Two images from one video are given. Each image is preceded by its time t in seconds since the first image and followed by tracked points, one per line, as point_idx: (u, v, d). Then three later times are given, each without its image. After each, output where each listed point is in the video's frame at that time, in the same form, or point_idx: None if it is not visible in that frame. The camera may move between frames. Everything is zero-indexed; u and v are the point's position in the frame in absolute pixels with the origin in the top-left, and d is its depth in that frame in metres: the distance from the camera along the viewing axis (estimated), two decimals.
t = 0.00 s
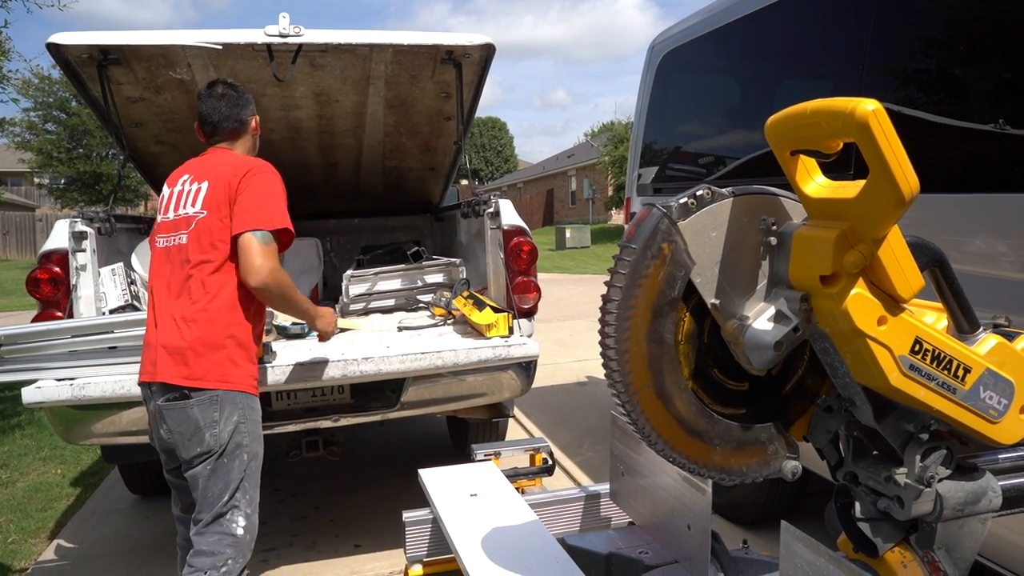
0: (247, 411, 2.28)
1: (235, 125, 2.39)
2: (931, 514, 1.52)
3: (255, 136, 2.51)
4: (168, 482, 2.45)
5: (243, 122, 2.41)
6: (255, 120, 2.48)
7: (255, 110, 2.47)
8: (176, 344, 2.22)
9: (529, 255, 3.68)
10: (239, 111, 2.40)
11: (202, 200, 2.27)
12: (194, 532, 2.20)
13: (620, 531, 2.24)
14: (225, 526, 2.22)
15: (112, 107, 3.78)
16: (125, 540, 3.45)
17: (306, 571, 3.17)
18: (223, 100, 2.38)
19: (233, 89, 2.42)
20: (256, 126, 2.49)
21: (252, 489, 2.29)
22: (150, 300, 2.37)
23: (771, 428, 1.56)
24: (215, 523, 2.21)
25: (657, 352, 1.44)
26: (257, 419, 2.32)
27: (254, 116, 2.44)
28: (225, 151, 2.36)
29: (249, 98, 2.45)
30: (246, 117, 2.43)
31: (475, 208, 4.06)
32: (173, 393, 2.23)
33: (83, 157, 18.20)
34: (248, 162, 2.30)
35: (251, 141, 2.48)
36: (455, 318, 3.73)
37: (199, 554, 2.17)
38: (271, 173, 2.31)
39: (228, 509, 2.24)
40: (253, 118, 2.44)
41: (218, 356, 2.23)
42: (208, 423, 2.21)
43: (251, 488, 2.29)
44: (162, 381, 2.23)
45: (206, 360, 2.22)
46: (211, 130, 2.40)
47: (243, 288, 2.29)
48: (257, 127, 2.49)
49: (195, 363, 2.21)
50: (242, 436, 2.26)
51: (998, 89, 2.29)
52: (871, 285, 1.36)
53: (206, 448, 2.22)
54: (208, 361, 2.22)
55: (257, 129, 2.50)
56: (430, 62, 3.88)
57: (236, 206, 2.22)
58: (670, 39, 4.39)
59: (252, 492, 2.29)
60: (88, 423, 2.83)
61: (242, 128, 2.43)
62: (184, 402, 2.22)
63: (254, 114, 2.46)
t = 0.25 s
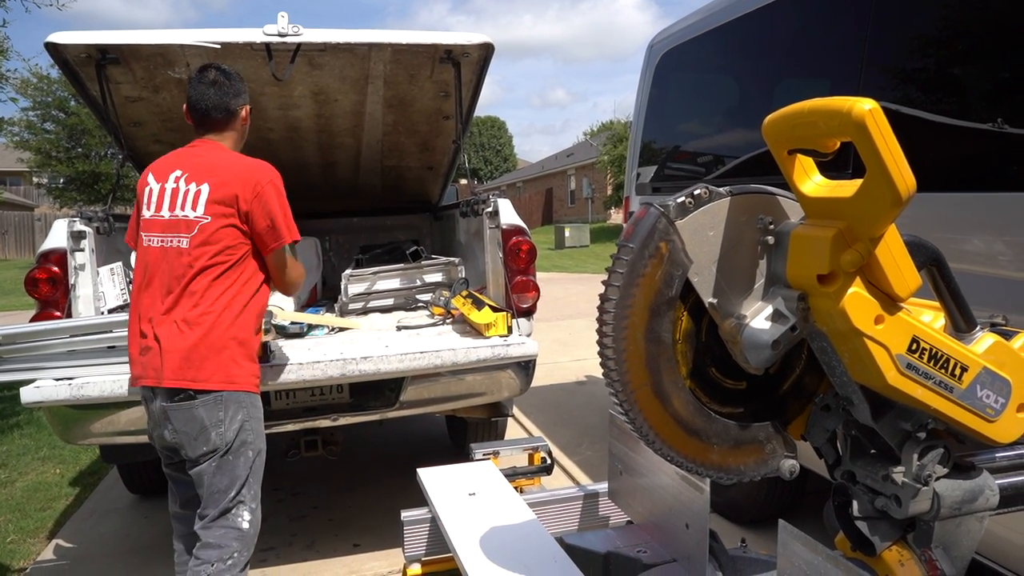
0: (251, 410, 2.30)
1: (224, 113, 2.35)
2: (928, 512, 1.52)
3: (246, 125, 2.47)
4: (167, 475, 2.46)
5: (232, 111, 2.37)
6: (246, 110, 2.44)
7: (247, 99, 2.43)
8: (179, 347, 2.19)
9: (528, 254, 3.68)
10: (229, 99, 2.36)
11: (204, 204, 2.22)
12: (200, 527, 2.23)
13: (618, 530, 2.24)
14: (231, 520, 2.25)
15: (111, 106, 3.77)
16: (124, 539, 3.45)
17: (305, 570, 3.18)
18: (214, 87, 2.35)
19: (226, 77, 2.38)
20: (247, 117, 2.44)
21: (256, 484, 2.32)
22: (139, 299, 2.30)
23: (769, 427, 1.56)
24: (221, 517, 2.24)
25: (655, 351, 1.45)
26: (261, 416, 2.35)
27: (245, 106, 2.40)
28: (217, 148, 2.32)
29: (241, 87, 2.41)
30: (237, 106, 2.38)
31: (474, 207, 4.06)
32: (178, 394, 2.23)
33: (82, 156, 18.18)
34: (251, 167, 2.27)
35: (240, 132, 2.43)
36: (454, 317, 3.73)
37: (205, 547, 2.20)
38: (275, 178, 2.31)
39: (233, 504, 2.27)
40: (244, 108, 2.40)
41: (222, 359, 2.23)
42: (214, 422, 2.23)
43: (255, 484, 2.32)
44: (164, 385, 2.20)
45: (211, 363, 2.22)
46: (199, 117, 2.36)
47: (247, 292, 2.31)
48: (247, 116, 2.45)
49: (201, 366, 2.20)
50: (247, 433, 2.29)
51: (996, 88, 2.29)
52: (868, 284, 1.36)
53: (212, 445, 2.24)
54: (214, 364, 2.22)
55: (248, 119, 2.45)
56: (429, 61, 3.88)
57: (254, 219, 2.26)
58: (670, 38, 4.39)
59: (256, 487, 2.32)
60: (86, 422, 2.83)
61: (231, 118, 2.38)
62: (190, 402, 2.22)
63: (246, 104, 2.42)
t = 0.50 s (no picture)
0: (250, 408, 2.31)
1: (212, 109, 2.34)
2: (923, 510, 1.52)
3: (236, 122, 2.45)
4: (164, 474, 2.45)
5: (222, 108, 2.36)
6: (236, 107, 2.42)
7: (238, 96, 2.41)
8: (178, 348, 2.18)
9: (525, 253, 3.67)
10: (218, 95, 2.34)
11: (199, 204, 2.21)
12: (200, 524, 2.23)
13: (615, 528, 2.24)
14: (231, 517, 2.25)
15: (106, 105, 3.76)
16: (120, 540, 3.44)
17: (302, 570, 3.17)
18: (203, 83, 2.33)
19: (216, 73, 2.36)
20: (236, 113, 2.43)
21: (256, 481, 2.32)
22: (132, 300, 2.27)
23: (764, 425, 1.55)
24: (221, 513, 2.24)
25: (650, 349, 1.44)
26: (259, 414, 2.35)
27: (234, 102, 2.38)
28: (207, 145, 2.30)
29: (232, 84, 2.39)
30: (226, 103, 2.37)
31: (471, 206, 4.05)
32: (176, 393, 2.23)
33: (78, 156, 18.13)
34: (245, 166, 2.26)
35: (230, 129, 2.42)
36: (451, 316, 3.73)
37: (205, 542, 2.20)
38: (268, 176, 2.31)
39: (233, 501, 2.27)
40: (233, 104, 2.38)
41: (222, 358, 2.24)
42: (212, 420, 2.23)
43: (255, 480, 2.32)
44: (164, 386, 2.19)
45: (211, 362, 2.22)
46: (187, 113, 2.34)
47: (244, 290, 2.32)
48: (237, 113, 2.43)
49: (201, 366, 2.20)
50: (245, 431, 2.29)
51: (993, 86, 2.29)
52: (863, 282, 1.36)
53: (211, 442, 2.24)
54: (214, 364, 2.22)
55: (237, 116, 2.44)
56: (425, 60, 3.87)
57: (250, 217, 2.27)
58: (666, 37, 4.39)
59: (256, 484, 2.32)
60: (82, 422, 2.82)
61: (220, 114, 2.37)
62: (188, 400, 2.22)
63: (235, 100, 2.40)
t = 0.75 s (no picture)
0: (239, 407, 2.30)
1: (201, 104, 2.32)
2: (922, 505, 1.52)
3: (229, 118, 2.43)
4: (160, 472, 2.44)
5: (212, 102, 2.34)
6: (229, 103, 2.40)
7: (230, 92, 2.39)
8: (166, 347, 2.18)
9: (523, 250, 3.67)
10: (208, 90, 2.32)
11: (183, 200, 2.19)
12: (192, 524, 2.23)
13: (612, 525, 2.24)
14: (223, 516, 2.24)
15: (102, 102, 3.75)
16: (118, 538, 3.44)
17: (301, 567, 3.17)
18: (194, 77, 2.32)
19: (208, 67, 2.34)
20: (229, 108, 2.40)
21: (248, 480, 2.31)
22: (125, 298, 2.28)
23: (762, 421, 1.55)
24: (213, 513, 2.24)
25: (647, 345, 1.44)
26: (249, 412, 2.32)
27: (225, 97, 2.36)
28: (196, 141, 2.29)
29: (224, 79, 2.37)
30: (217, 98, 2.35)
31: (469, 203, 4.05)
32: (165, 392, 2.22)
33: (76, 154, 18.09)
34: (228, 159, 2.22)
35: (223, 124, 2.40)
36: (449, 313, 3.72)
37: (197, 543, 2.19)
38: (253, 169, 2.24)
39: (224, 500, 2.26)
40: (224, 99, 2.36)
41: (210, 356, 2.22)
42: (200, 420, 2.21)
43: (247, 479, 2.30)
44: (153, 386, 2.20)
45: (198, 362, 2.21)
46: (179, 108, 2.34)
47: (232, 289, 2.28)
48: (229, 108, 2.41)
49: (188, 366, 2.19)
50: (235, 430, 2.27)
51: (992, 81, 2.29)
52: (861, 277, 1.36)
53: (201, 442, 2.22)
54: (201, 362, 2.21)
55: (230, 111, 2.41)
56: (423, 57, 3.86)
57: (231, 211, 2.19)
58: (664, 33, 4.38)
59: (248, 482, 2.31)
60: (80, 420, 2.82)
61: (212, 108, 2.35)
62: (176, 400, 2.21)
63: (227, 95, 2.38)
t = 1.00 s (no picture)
0: (216, 413, 2.25)
1: (177, 102, 2.30)
2: (920, 506, 1.51)
3: (214, 115, 2.35)
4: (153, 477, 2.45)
5: (186, 98, 2.30)
6: (207, 99, 2.32)
7: (209, 87, 2.30)
8: (143, 351, 2.20)
9: (521, 250, 3.67)
10: (182, 85, 2.28)
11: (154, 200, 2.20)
12: (174, 533, 2.22)
13: (611, 525, 2.24)
14: (203, 526, 2.21)
15: (100, 102, 3.74)
16: (116, 539, 3.43)
17: (299, 568, 3.17)
18: (176, 72, 2.30)
19: (191, 62, 2.31)
20: (207, 106, 2.33)
21: (230, 488, 2.27)
22: (122, 301, 2.34)
23: (760, 421, 1.55)
24: (194, 522, 2.22)
25: (645, 346, 1.44)
26: (230, 418, 2.29)
27: (199, 94, 2.29)
28: (184, 140, 2.28)
29: (205, 76, 2.30)
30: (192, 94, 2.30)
31: (468, 203, 4.04)
32: (145, 398, 2.23)
33: (74, 154, 18.07)
34: (188, 151, 2.20)
35: (201, 121, 2.34)
36: (448, 313, 3.72)
37: (177, 553, 2.18)
38: (211, 160, 2.17)
39: (205, 509, 2.23)
40: (198, 95, 2.30)
41: (184, 361, 2.20)
42: (176, 426, 2.20)
43: (228, 487, 2.27)
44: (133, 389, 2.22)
45: (172, 365, 2.19)
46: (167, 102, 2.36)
47: (202, 289, 2.22)
48: (209, 104, 2.32)
49: (163, 369, 2.19)
50: (212, 437, 2.24)
51: (990, 82, 2.29)
52: (859, 278, 1.36)
53: (179, 451, 2.21)
54: (175, 366, 2.19)
55: (209, 108, 2.33)
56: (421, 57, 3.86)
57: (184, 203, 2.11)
58: (663, 33, 4.38)
59: (230, 491, 2.27)
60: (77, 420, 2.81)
61: (187, 104, 2.31)
62: (153, 405, 2.21)
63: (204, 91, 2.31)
